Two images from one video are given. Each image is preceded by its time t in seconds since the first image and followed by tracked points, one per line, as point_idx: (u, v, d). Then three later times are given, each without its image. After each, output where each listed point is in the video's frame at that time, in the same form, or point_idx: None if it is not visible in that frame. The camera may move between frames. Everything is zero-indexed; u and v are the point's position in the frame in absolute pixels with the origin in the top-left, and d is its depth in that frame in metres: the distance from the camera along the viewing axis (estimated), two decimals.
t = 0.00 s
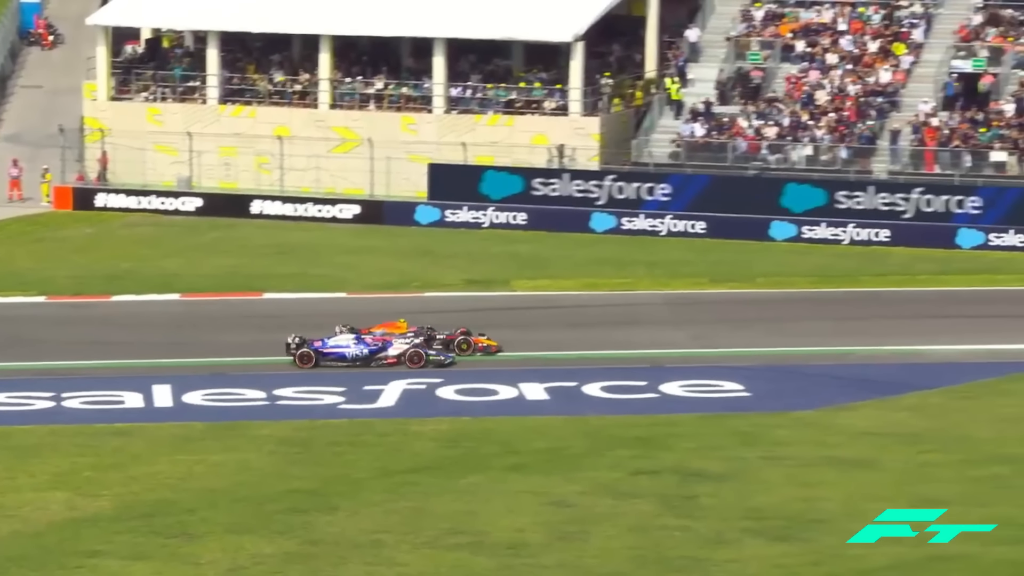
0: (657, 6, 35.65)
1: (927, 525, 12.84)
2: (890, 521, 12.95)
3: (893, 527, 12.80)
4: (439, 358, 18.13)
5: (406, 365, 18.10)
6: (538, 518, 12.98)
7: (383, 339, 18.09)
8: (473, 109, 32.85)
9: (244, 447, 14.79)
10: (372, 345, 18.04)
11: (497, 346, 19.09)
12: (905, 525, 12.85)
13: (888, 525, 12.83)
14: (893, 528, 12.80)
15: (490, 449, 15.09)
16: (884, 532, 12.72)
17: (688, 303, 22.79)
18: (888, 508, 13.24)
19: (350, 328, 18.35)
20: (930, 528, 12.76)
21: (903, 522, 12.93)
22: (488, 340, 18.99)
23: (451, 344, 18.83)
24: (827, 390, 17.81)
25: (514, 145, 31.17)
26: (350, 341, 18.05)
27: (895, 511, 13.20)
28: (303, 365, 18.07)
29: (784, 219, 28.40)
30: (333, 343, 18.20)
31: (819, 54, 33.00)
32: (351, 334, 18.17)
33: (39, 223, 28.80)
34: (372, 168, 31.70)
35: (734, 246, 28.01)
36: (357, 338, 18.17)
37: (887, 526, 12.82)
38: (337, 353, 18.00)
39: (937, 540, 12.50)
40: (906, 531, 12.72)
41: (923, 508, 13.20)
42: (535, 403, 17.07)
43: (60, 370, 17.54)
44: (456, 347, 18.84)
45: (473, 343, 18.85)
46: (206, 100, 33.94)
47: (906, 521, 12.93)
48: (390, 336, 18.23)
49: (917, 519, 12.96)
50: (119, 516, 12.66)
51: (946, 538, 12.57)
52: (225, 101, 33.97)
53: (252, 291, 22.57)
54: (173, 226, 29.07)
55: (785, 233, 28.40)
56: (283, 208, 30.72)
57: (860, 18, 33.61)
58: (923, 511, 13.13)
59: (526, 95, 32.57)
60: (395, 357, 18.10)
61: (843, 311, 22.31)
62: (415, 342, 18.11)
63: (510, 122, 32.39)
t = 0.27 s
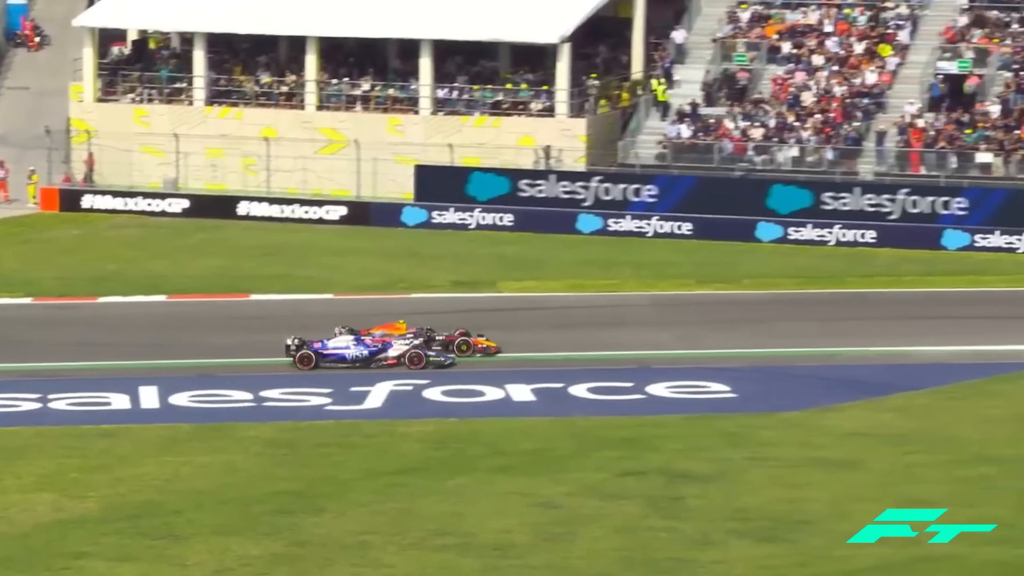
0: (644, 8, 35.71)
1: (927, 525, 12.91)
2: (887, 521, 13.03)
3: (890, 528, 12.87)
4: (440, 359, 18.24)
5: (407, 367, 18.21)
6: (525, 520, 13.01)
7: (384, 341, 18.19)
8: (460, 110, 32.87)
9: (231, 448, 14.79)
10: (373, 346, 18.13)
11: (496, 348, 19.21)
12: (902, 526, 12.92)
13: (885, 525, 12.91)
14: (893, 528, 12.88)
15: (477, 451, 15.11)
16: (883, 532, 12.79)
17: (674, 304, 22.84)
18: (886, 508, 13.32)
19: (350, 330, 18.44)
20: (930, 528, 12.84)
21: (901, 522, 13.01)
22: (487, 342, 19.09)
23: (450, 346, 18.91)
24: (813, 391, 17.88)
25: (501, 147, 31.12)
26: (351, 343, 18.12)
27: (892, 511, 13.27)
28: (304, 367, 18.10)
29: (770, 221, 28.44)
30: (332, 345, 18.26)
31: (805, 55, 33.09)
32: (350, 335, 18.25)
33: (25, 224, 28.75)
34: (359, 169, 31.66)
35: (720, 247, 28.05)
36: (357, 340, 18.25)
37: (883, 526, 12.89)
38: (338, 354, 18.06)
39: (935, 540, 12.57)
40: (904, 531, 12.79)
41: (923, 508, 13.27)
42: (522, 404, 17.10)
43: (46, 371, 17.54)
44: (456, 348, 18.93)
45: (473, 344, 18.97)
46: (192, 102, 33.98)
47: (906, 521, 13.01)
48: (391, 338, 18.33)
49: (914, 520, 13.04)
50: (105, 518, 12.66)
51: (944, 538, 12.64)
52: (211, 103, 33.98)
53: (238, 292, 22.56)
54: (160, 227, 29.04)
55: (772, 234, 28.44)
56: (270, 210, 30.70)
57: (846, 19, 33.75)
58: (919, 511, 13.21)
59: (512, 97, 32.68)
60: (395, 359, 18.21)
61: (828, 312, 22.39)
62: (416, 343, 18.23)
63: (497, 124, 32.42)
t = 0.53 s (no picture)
0: (616, 11, 35.85)
1: (926, 525, 13.06)
2: (889, 521, 13.19)
3: (893, 528, 13.02)
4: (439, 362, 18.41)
5: (407, 369, 18.36)
6: (497, 522, 13.07)
7: (383, 343, 18.30)
8: (433, 113, 32.90)
9: (203, 451, 14.79)
10: (372, 349, 18.23)
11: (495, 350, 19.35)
12: (904, 526, 13.08)
13: (887, 525, 13.06)
14: (892, 528, 13.03)
15: (450, 454, 15.15)
16: (884, 532, 12.94)
17: (647, 307, 22.94)
18: (887, 508, 13.48)
19: (349, 333, 18.53)
20: (930, 528, 12.99)
21: (903, 522, 13.16)
22: (486, 344, 19.24)
23: (448, 348, 19.01)
24: (786, 393, 18.01)
25: (474, 149, 31.17)
26: (350, 345, 18.21)
27: (894, 511, 13.43)
28: (303, 369, 18.21)
29: (743, 223, 28.64)
30: (331, 347, 18.34)
31: (777, 58, 33.27)
32: (349, 338, 18.34)
33: None
34: (332, 172, 31.73)
35: (692, 250, 28.16)
36: (356, 342, 18.35)
37: (886, 526, 13.04)
38: (338, 357, 18.15)
39: (936, 540, 12.71)
40: (906, 532, 12.94)
41: (922, 508, 13.43)
42: (495, 406, 17.15)
43: (20, 375, 17.51)
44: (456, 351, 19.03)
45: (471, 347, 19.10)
46: (165, 105, 33.93)
47: (905, 521, 13.16)
48: (389, 340, 18.44)
49: (916, 520, 13.19)
50: (78, 521, 12.65)
51: (946, 538, 12.80)
52: (184, 105, 33.96)
53: (212, 295, 22.53)
54: (133, 230, 28.96)
55: (744, 237, 28.65)
56: (243, 212, 30.64)
57: (817, 22, 33.95)
58: (922, 511, 13.37)
59: (484, 99, 32.75)
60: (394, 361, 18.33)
61: (800, 315, 22.54)
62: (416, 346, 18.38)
63: (470, 127, 32.45)
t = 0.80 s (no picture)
0: (603, 13, 35.95)
1: (926, 525, 13.14)
2: (889, 520, 13.25)
3: (893, 527, 13.09)
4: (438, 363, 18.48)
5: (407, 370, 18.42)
6: (484, 523, 13.10)
7: (383, 344, 18.32)
8: (419, 115, 32.93)
9: (190, 453, 14.79)
10: (372, 350, 18.26)
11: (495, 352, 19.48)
12: (905, 525, 13.14)
13: (887, 525, 13.12)
14: (893, 528, 13.09)
15: (436, 455, 15.17)
16: (884, 532, 13.01)
17: (634, 308, 23.00)
18: (887, 508, 13.54)
19: (348, 334, 18.58)
20: (930, 528, 13.06)
21: (903, 522, 13.23)
22: (485, 345, 19.40)
23: (448, 349, 19.17)
24: (774, 395, 18.07)
25: (461, 150, 31.26)
26: (350, 346, 18.25)
27: (894, 510, 13.50)
28: (303, 370, 18.26)
29: (729, 224, 28.61)
30: (331, 349, 18.37)
31: (763, 59, 33.36)
32: (349, 339, 18.38)
33: None
34: (318, 173, 31.76)
35: (678, 252, 28.17)
36: (355, 343, 18.39)
37: (886, 526, 13.11)
38: (337, 358, 18.20)
39: (936, 540, 12.79)
40: (906, 531, 13.01)
41: (923, 508, 13.51)
42: (481, 408, 17.17)
43: (7, 377, 17.49)
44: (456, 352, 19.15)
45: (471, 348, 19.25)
46: (151, 106, 33.99)
47: (905, 521, 13.22)
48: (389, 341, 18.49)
49: (916, 519, 13.26)
50: (65, 523, 12.65)
51: (945, 537, 12.87)
52: (170, 107, 34.04)
53: (198, 297, 22.51)
54: (120, 231, 28.93)
55: (730, 238, 28.61)
56: (229, 214, 30.60)
57: (803, 23, 34.05)
58: (922, 511, 13.45)
59: (471, 101, 32.80)
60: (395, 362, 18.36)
61: (786, 316, 22.62)
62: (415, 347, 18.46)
63: (457, 128, 32.49)
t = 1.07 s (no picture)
0: (589, 14, 36.01)
1: (926, 525, 13.21)
2: (888, 521, 13.33)
3: (892, 528, 13.16)
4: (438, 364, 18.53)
5: (407, 371, 18.48)
6: (471, 525, 13.13)
7: (383, 346, 18.37)
8: (406, 116, 32.96)
9: (177, 454, 14.79)
10: (372, 352, 18.34)
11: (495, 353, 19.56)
12: (903, 526, 13.22)
13: (887, 525, 13.20)
14: (893, 528, 13.17)
15: (421, 457, 15.20)
16: (884, 532, 13.08)
17: (620, 310, 23.05)
18: (887, 508, 13.61)
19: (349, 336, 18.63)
20: (929, 528, 13.14)
21: (903, 522, 13.30)
22: (484, 347, 19.48)
23: (448, 350, 19.27)
24: (761, 396, 18.13)
25: (447, 152, 31.35)
26: (350, 348, 18.32)
27: (894, 511, 13.57)
28: (303, 371, 18.34)
29: (715, 226, 28.60)
30: (331, 350, 18.44)
31: (750, 60, 33.43)
32: (349, 341, 18.44)
33: None
34: (305, 175, 31.74)
35: (665, 254, 28.14)
36: (356, 345, 18.45)
37: (885, 527, 13.18)
38: (337, 360, 18.27)
39: (937, 540, 12.86)
40: (906, 532, 13.08)
41: (924, 508, 13.58)
42: (469, 409, 17.19)
43: None
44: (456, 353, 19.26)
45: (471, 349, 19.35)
46: (138, 107, 34.02)
47: (907, 521, 13.30)
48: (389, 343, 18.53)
49: (914, 520, 13.33)
50: (51, 524, 12.65)
51: (944, 538, 12.95)
52: (157, 109, 34.06)
53: (185, 298, 22.49)
54: (107, 233, 28.88)
55: (717, 239, 28.60)
56: (216, 215, 30.55)
57: (790, 25, 34.13)
58: (920, 511, 13.52)
59: (458, 102, 32.80)
60: (394, 364, 18.41)
61: (772, 317, 22.70)
62: (415, 348, 18.49)
63: (443, 129, 32.50)
